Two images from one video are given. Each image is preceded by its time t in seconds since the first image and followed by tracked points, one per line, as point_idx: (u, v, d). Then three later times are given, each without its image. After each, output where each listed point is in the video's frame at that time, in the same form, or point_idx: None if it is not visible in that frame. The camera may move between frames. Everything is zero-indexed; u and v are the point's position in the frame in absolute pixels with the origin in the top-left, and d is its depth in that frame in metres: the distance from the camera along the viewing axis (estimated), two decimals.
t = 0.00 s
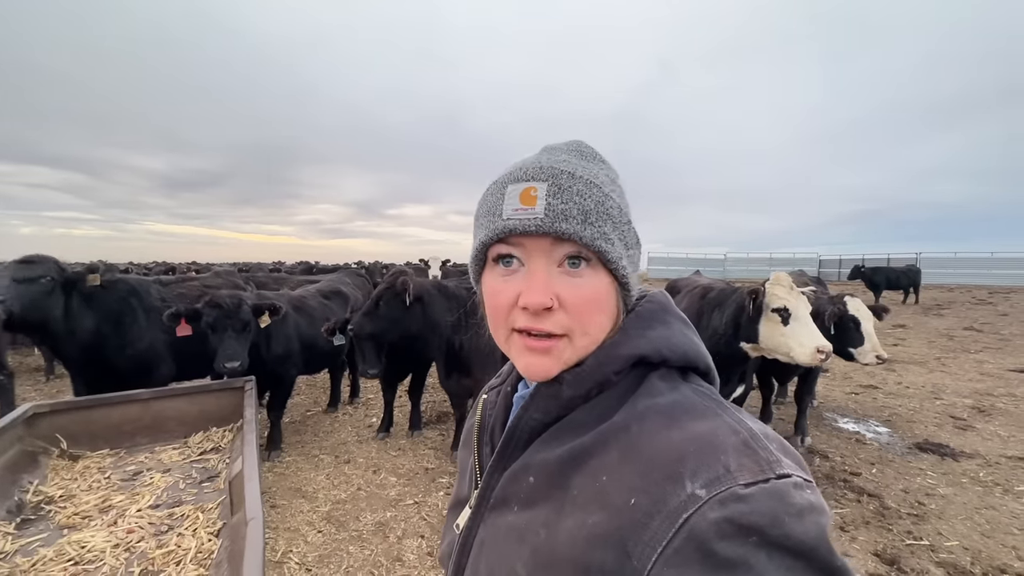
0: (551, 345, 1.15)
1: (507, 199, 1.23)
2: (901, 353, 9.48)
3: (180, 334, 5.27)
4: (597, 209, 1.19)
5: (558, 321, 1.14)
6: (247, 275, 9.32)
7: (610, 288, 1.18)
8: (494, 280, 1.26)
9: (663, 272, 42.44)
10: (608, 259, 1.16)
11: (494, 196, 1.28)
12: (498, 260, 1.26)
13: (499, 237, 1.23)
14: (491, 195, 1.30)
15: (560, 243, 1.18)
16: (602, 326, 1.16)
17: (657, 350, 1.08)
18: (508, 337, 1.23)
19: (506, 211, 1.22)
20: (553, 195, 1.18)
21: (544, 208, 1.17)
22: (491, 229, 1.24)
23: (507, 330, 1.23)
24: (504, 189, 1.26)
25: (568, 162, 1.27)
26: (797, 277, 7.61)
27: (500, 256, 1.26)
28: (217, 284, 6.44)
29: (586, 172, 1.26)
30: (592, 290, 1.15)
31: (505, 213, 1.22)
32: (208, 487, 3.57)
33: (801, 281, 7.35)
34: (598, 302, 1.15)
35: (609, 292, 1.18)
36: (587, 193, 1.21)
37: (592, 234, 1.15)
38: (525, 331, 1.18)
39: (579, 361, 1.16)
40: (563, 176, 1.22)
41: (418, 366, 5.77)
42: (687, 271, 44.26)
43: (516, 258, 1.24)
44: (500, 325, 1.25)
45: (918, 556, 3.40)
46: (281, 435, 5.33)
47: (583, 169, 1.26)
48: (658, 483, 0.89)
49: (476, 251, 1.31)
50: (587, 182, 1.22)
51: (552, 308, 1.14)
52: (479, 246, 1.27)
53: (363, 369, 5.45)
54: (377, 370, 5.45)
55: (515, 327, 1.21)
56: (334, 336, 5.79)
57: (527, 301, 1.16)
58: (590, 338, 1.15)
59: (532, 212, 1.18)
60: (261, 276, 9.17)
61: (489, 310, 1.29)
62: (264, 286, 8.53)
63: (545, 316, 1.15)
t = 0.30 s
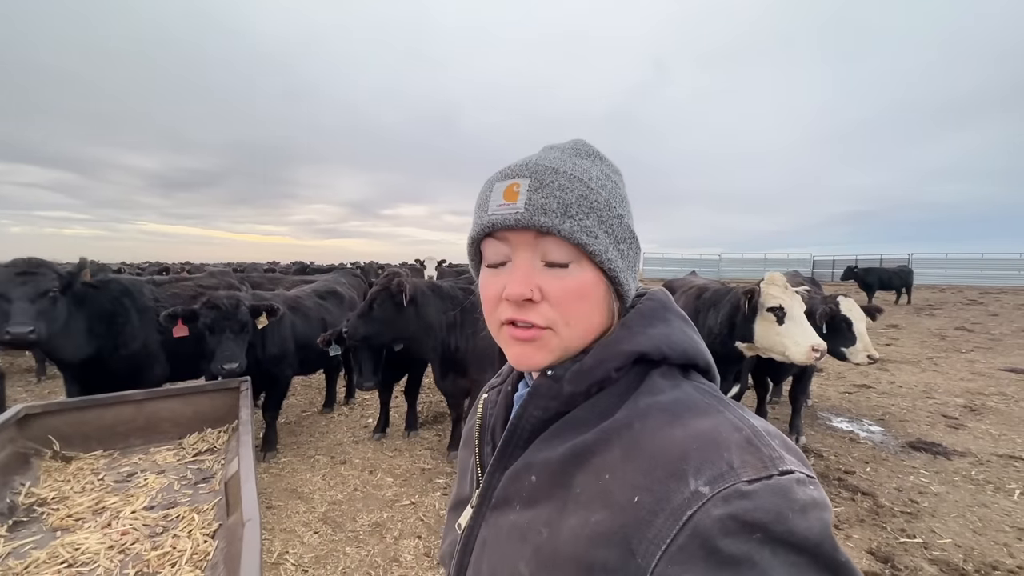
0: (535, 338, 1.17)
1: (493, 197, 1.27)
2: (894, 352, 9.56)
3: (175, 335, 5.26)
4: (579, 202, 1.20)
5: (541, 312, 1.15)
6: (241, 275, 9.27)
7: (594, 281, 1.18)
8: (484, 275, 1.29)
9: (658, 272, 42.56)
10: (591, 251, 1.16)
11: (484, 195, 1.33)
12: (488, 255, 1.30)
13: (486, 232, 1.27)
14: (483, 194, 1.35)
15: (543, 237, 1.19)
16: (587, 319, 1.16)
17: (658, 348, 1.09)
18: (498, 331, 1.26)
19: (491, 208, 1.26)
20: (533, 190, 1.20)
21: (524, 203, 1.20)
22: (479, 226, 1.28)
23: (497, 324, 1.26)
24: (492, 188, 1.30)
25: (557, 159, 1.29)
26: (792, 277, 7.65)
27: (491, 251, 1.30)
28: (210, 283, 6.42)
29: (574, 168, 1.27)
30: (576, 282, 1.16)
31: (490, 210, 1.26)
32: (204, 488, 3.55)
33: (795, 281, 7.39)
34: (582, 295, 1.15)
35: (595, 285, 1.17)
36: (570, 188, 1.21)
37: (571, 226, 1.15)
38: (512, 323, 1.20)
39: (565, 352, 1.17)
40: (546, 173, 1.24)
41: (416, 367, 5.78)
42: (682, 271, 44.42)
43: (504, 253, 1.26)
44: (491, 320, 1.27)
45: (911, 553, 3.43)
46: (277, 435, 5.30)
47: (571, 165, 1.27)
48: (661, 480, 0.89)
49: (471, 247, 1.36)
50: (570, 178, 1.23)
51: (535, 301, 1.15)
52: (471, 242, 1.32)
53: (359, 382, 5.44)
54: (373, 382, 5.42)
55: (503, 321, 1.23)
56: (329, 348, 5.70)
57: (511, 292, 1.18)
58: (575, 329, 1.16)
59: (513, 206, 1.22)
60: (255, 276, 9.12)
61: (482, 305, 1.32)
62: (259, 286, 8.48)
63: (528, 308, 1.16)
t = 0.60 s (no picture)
0: (506, 323, 1.25)
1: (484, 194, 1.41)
2: (885, 352, 9.66)
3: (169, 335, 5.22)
4: (550, 195, 1.25)
5: (512, 299, 1.23)
6: (234, 275, 9.22)
7: (562, 271, 1.21)
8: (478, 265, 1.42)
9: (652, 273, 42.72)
10: (556, 241, 1.20)
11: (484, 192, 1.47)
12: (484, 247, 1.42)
13: (477, 226, 1.40)
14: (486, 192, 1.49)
15: (516, 228, 1.27)
16: (553, 307, 1.20)
17: (656, 347, 1.10)
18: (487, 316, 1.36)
19: (480, 204, 1.39)
20: (510, 185, 1.30)
21: (500, 198, 1.31)
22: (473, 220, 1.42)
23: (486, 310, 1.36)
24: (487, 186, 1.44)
25: (547, 155, 1.36)
26: (786, 277, 7.72)
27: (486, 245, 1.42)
28: (203, 283, 6.37)
29: (559, 163, 1.32)
30: (542, 271, 1.22)
31: (479, 206, 1.39)
32: (198, 489, 3.53)
33: (789, 281, 7.45)
34: (547, 284, 1.20)
35: (563, 274, 1.21)
36: (546, 181, 1.28)
37: (535, 218, 1.22)
38: (491, 310, 1.29)
39: (537, 339, 1.22)
40: (526, 169, 1.32)
41: (412, 367, 5.79)
42: (675, 272, 44.60)
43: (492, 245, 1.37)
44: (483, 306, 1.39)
45: (903, 550, 3.47)
46: (271, 436, 5.28)
47: (555, 160, 1.32)
48: (658, 480, 0.90)
49: (475, 243, 1.49)
50: (549, 172, 1.29)
51: (504, 288, 1.24)
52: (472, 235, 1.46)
53: (356, 394, 5.31)
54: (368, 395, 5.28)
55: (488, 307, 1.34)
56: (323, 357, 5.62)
57: (489, 280, 1.29)
58: (544, 316, 1.21)
59: (494, 201, 1.33)
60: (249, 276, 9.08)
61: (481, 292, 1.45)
62: (253, 286, 8.45)
63: (501, 295, 1.25)
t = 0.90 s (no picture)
0: (508, 313, 1.26)
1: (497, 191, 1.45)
2: (876, 351, 9.77)
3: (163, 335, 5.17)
4: (555, 190, 1.27)
5: (514, 290, 1.25)
6: (227, 274, 9.15)
7: (565, 263, 1.23)
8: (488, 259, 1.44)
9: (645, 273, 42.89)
10: (558, 234, 1.22)
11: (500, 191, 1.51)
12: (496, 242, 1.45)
13: (490, 222, 1.44)
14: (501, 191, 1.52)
15: (524, 222, 1.30)
16: (554, 299, 1.21)
17: (665, 350, 1.11)
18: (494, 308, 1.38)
19: (493, 200, 1.43)
20: (519, 181, 1.34)
21: (508, 193, 1.34)
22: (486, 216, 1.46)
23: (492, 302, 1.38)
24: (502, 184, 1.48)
25: (559, 154, 1.38)
26: (779, 277, 7.78)
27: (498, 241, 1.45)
28: (196, 282, 6.32)
29: (568, 161, 1.33)
30: (544, 263, 1.23)
31: (491, 202, 1.43)
32: (192, 491, 3.50)
33: (782, 281, 7.52)
34: (549, 276, 1.22)
35: (566, 267, 1.23)
36: (553, 176, 1.30)
37: (538, 211, 1.24)
38: (496, 302, 1.31)
39: (537, 330, 1.23)
40: (536, 165, 1.35)
41: (407, 368, 5.77)
42: (668, 272, 44.81)
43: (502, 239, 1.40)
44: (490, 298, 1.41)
45: (895, 547, 3.51)
46: (265, 437, 5.25)
47: (565, 158, 1.34)
48: (666, 484, 0.91)
49: (490, 240, 1.53)
50: (557, 168, 1.31)
51: (508, 279, 1.26)
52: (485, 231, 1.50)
53: (352, 400, 5.33)
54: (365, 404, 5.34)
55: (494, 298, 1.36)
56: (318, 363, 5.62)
57: (494, 272, 1.31)
58: (544, 307, 1.22)
59: (504, 197, 1.36)
60: (243, 276, 9.02)
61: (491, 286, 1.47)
62: (247, 286, 8.39)
63: (504, 286, 1.27)
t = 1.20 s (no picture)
0: (508, 310, 1.28)
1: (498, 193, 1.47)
2: (869, 350, 9.85)
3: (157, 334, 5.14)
4: (552, 188, 1.28)
5: (514, 287, 1.26)
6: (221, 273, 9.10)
7: (563, 258, 1.24)
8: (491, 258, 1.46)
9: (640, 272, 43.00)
10: (554, 230, 1.23)
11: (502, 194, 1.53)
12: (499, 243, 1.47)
13: (492, 223, 1.45)
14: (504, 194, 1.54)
15: (523, 220, 1.31)
16: (552, 294, 1.22)
17: (668, 349, 1.12)
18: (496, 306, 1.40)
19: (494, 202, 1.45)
20: (517, 181, 1.36)
21: (507, 193, 1.36)
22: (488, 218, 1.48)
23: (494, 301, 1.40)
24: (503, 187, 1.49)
25: (558, 154, 1.39)
26: (773, 276, 7.83)
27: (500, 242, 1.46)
28: (189, 281, 6.29)
29: (565, 159, 1.35)
30: (542, 259, 1.24)
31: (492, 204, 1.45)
32: (186, 490, 3.48)
33: (776, 280, 7.56)
34: (547, 271, 1.23)
35: (564, 262, 1.23)
36: (550, 174, 1.31)
37: (535, 208, 1.26)
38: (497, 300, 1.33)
39: (537, 325, 1.24)
40: (534, 164, 1.37)
41: (403, 368, 5.75)
42: (663, 271, 44.97)
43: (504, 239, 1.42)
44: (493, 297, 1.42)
45: (886, 544, 3.54)
46: (260, 436, 5.22)
47: (563, 157, 1.35)
48: (670, 483, 0.92)
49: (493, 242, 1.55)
50: (554, 166, 1.32)
51: (507, 276, 1.28)
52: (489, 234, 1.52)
53: (347, 402, 5.15)
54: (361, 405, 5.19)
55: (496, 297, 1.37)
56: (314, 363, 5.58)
57: (495, 270, 1.32)
58: (543, 302, 1.22)
59: (503, 196, 1.38)
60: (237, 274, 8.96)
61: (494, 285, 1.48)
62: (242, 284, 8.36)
63: (504, 283, 1.28)
